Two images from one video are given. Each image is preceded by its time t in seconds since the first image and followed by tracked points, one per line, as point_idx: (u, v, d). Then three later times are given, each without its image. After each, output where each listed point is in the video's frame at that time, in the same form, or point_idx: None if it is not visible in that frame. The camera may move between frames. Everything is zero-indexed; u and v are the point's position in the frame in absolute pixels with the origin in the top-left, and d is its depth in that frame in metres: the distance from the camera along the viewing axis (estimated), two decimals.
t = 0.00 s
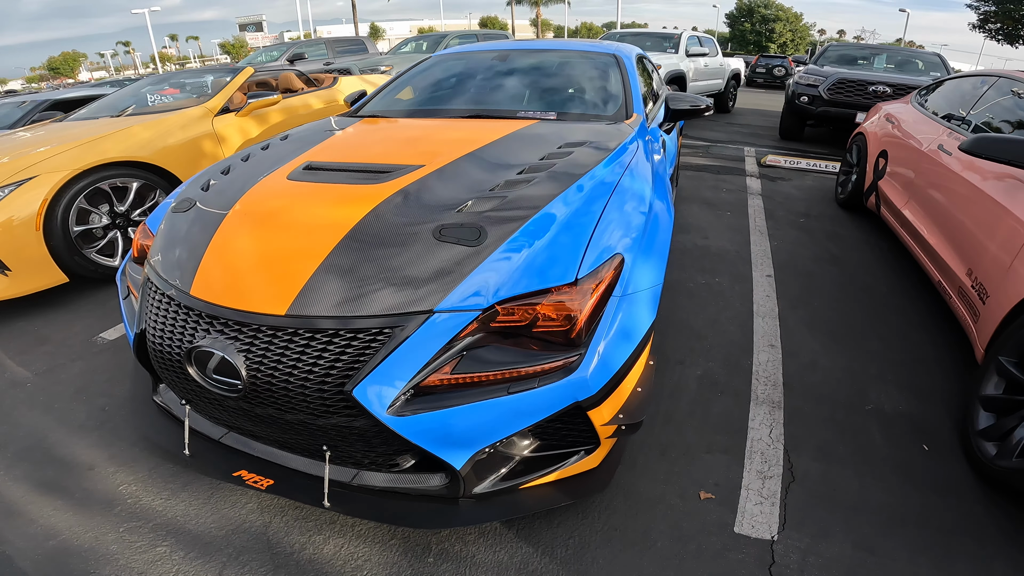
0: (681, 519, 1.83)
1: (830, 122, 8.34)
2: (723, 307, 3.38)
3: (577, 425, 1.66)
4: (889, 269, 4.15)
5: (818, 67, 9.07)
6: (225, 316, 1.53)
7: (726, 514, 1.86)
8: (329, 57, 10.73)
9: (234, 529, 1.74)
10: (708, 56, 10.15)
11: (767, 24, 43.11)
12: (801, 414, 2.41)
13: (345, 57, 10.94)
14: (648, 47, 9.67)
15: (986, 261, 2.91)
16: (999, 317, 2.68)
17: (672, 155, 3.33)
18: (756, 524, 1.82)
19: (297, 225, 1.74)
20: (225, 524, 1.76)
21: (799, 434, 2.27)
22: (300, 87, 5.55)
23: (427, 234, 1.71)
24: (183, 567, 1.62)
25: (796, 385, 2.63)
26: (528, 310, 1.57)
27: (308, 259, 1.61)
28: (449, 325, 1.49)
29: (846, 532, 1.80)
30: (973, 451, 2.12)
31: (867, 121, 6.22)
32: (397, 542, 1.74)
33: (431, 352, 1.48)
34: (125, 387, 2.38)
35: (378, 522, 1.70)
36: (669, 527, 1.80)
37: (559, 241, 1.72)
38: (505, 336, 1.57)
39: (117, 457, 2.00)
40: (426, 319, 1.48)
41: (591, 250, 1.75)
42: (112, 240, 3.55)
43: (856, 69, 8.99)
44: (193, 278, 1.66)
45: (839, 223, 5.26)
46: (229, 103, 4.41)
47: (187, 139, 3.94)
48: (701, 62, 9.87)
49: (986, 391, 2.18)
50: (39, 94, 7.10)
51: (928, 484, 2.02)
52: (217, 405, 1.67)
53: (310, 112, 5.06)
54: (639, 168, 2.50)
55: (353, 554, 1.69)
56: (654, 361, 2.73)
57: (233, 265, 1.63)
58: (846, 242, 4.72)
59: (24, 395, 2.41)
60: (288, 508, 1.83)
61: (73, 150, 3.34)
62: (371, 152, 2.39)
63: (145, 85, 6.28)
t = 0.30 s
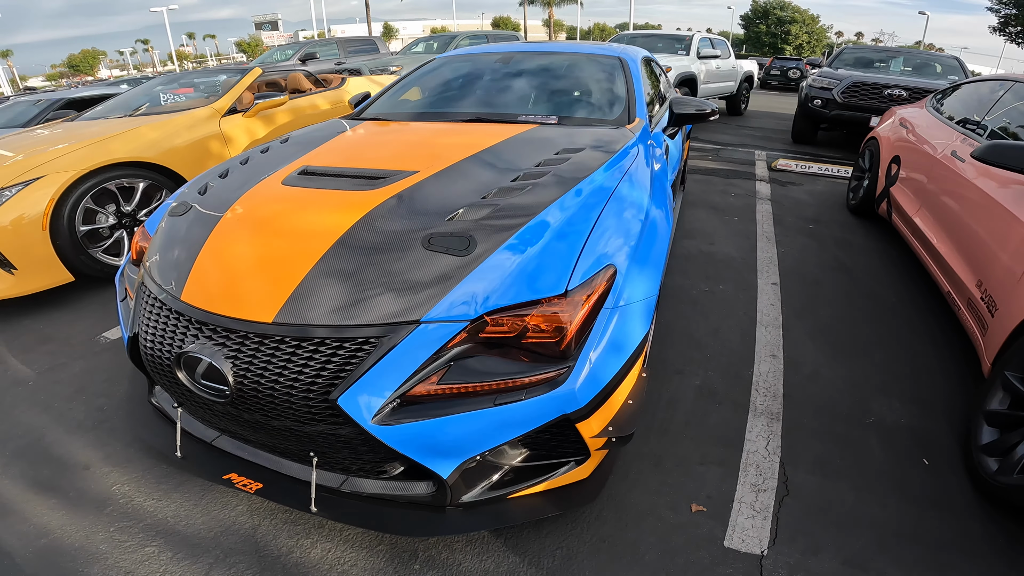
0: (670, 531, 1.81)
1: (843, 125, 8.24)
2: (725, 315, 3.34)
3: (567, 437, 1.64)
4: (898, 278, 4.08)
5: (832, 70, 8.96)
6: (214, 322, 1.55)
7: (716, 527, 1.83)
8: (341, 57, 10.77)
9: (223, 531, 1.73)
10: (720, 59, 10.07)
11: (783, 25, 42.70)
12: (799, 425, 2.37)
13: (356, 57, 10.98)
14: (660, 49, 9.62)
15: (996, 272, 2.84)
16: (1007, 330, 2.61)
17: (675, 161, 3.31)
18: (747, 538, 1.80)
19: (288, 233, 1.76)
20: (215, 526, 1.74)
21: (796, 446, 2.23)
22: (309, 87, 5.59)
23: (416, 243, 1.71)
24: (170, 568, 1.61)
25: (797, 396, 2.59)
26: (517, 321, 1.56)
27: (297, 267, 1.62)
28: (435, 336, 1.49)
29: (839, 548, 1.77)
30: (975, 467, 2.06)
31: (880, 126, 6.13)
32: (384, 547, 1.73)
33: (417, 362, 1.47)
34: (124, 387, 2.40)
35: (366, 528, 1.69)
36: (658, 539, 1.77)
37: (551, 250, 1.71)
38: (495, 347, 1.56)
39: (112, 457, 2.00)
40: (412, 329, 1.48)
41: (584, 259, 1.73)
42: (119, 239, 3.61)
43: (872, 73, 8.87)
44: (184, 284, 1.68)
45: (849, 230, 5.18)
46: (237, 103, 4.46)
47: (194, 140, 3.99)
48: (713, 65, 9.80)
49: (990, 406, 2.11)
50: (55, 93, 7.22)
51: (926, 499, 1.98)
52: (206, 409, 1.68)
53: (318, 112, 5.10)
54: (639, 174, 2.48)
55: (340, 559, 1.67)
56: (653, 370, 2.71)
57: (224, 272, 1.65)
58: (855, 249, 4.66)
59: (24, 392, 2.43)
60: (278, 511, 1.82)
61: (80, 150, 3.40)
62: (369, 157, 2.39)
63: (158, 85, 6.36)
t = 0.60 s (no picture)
0: (662, 540, 1.79)
1: (854, 128, 8.15)
2: (727, 321, 3.31)
3: (558, 444, 1.63)
4: (905, 284, 4.02)
5: (844, 72, 8.87)
6: (205, 325, 1.56)
7: (709, 536, 1.81)
8: (350, 56, 10.78)
9: (214, 531, 1.73)
10: (730, 60, 10.00)
11: (796, 26, 42.34)
12: (799, 433, 2.34)
13: (365, 57, 10.99)
14: (669, 50, 9.57)
15: (1004, 281, 2.79)
16: (1014, 339, 2.56)
17: (677, 164, 3.29)
18: (739, 548, 1.77)
19: (283, 235, 1.76)
20: (207, 526, 1.74)
21: (794, 454, 2.20)
22: (315, 87, 5.60)
23: (407, 247, 1.70)
24: (160, 567, 1.61)
25: (797, 404, 2.55)
26: (508, 327, 1.55)
27: (287, 271, 1.62)
28: (425, 342, 1.48)
29: (832, 559, 1.74)
30: (976, 478, 2.02)
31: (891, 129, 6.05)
32: (375, 550, 1.72)
33: (406, 368, 1.47)
34: (123, 386, 2.41)
35: (356, 531, 1.69)
36: (649, 548, 1.76)
37: (546, 256, 1.69)
38: (486, 353, 1.55)
39: (108, 455, 2.00)
40: (402, 334, 1.47)
41: (579, 265, 1.72)
42: (124, 238, 3.65)
43: (885, 75, 8.77)
44: (178, 286, 1.70)
45: (857, 234, 5.12)
46: (243, 103, 4.49)
47: (200, 140, 4.03)
48: (723, 66, 9.73)
49: (993, 417, 2.06)
50: (66, 92, 7.30)
51: (924, 510, 1.94)
52: (198, 410, 1.69)
53: (324, 112, 5.12)
54: (639, 177, 2.46)
55: (330, 560, 1.67)
56: (652, 376, 2.69)
57: (217, 275, 1.66)
58: (863, 254, 4.60)
59: (25, 389, 2.45)
60: (270, 511, 1.81)
61: (87, 149, 3.44)
62: (367, 159, 2.40)
63: (167, 83, 6.41)
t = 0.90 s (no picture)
0: (656, 547, 1.78)
1: (867, 130, 8.06)
2: (730, 326, 3.29)
3: (550, 449, 1.62)
4: (914, 290, 3.97)
5: (857, 74, 8.78)
6: (199, 325, 1.57)
7: (703, 544, 1.79)
8: (359, 56, 10.81)
9: (208, 529, 1.73)
10: (741, 61, 9.93)
11: (810, 27, 41.98)
12: (798, 440, 2.31)
13: (375, 56, 11.01)
14: (679, 51, 9.52)
15: (1013, 288, 2.74)
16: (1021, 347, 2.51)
17: (681, 168, 3.27)
18: (733, 556, 1.76)
19: (278, 236, 1.77)
20: (200, 524, 1.75)
21: (792, 462, 2.18)
22: (323, 86, 5.62)
23: (401, 250, 1.70)
24: (152, 564, 1.62)
25: (798, 410, 2.53)
26: (501, 331, 1.54)
27: (280, 274, 1.63)
28: (416, 345, 1.48)
29: (827, 568, 1.72)
30: (978, 487, 1.99)
31: (903, 131, 5.97)
32: (366, 551, 1.72)
33: (397, 371, 1.47)
34: (124, 384, 2.43)
35: (348, 532, 1.68)
36: (641, 554, 1.74)
37: (541, 259, 1.69)
38: (480, 356, 1.55)
39: (106, 453, 2.02)
40: (393, 337, 1.47)
41: (574, 269, 1.71)
42: (130, 236, 3.69)
43: (898, 77, 8.66)
44: (174, 286, 1.72)
45: (867, 239, 5.06)
46: (250, 103, 4.52)
47: (207, 139, 4.07)
48: (733, 67, 9.66)
49: (997, 426, 2.02)
50: (80, 90, 7.39)
51: (924, 521, 1.91)
52: (193, 409, 1.70)
53: (331, 112, 5.15)
54: (640, 179, 2.44)
55: (321, 560, 1.66)
56: (651, 380, 2.67)
57: (213, 276, 1.68)
58: (871, 259, 4.55)
59: (28, 385, 2.48)
60: (264, 510, 1.82)
61: (95, 148, 3.49)
62: (368, 160, 2.40)
63: (179, 82, 6.47)
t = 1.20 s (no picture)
0: (648, 553, 1.76)
1: (879, 132, 7.98)
2: (733, 330, 3.26)
3: (541, 453, 1.61)
4: (922, 295, 3.91)
5: (870, 76, 8.68)
6: (193, 324, 1.59)
7: (696, 551, 1.78)
8: (369, 55, 10.85)
9: (200, 526, 1.74)
10: (751, 62, 9.87)
11: (825, 27, 41.61)
12: (797, 446, 2.29)
13: (384, 55, 11.04)
14: (689, 52, 9.46)
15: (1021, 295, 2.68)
16: None
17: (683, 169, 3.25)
18: (725, 564, 1.74)
19: (274, 236, 1.78)
20: (193, 521, 1.76)
21: (791, 468, 2.15)
22: (330, 86, 5.64)
23: (394, 251, 1.70)
24: (144, 561, 1.63)
25: (798, 416, 2.50)
26: (492, 334, 1.53)
27: (274, 274, 1.64)
28: (407, 347, 1.47)
29: None
30: (979, 496, 1.95)
31: (915, 134, 5.89)
32: (357, 551, 1.72)
33: (388, 373, 1.47)
34: (125, 380, 2.45)
35: (339, 533, 1.69)
36: (634, 560, 1.73)
37: (535, 261, 1.67)
38: (471, 359, 1.54)
39: (104, 449, 2.04)
40: (383, 339, 1.47)
41: (569, 271, 1.70)
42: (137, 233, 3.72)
43: (913, 79, 8.55)
44: (171, 284, 1.73)
45: (876, 243, 5.00)
46: (257, 102, 4.56)
47: (213, 138, 4.11)
48: (743, 68, 9.59)
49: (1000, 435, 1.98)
50: (93, 88, 7.48)
51: (924, 531, 1.88)
52: (187, 408, 1.72)
53: (338, 111, 5.17)
54: (640, 181, 2.42)
55: (311, 559, 1.67)
56: (651, 384, 2.65)
57: (208, 275, 1.69)
58: (879, 263, 4.49)
59: (31, 380, 2.51)
60: (257, 508, 1.82)
61: (103, 146, 3.53)
62: (369, 160, 2.40)
63: (190, 80, 6.52)
